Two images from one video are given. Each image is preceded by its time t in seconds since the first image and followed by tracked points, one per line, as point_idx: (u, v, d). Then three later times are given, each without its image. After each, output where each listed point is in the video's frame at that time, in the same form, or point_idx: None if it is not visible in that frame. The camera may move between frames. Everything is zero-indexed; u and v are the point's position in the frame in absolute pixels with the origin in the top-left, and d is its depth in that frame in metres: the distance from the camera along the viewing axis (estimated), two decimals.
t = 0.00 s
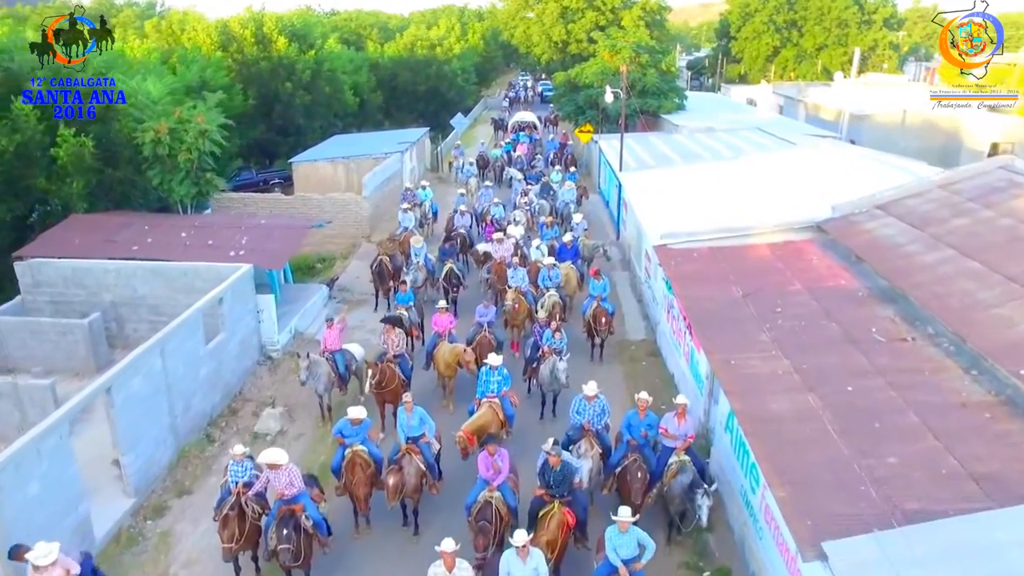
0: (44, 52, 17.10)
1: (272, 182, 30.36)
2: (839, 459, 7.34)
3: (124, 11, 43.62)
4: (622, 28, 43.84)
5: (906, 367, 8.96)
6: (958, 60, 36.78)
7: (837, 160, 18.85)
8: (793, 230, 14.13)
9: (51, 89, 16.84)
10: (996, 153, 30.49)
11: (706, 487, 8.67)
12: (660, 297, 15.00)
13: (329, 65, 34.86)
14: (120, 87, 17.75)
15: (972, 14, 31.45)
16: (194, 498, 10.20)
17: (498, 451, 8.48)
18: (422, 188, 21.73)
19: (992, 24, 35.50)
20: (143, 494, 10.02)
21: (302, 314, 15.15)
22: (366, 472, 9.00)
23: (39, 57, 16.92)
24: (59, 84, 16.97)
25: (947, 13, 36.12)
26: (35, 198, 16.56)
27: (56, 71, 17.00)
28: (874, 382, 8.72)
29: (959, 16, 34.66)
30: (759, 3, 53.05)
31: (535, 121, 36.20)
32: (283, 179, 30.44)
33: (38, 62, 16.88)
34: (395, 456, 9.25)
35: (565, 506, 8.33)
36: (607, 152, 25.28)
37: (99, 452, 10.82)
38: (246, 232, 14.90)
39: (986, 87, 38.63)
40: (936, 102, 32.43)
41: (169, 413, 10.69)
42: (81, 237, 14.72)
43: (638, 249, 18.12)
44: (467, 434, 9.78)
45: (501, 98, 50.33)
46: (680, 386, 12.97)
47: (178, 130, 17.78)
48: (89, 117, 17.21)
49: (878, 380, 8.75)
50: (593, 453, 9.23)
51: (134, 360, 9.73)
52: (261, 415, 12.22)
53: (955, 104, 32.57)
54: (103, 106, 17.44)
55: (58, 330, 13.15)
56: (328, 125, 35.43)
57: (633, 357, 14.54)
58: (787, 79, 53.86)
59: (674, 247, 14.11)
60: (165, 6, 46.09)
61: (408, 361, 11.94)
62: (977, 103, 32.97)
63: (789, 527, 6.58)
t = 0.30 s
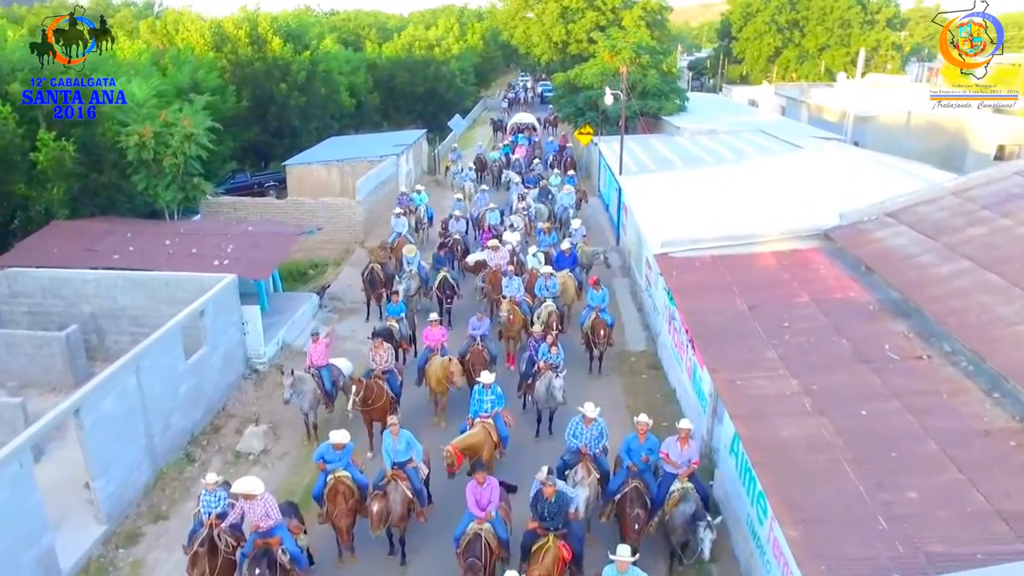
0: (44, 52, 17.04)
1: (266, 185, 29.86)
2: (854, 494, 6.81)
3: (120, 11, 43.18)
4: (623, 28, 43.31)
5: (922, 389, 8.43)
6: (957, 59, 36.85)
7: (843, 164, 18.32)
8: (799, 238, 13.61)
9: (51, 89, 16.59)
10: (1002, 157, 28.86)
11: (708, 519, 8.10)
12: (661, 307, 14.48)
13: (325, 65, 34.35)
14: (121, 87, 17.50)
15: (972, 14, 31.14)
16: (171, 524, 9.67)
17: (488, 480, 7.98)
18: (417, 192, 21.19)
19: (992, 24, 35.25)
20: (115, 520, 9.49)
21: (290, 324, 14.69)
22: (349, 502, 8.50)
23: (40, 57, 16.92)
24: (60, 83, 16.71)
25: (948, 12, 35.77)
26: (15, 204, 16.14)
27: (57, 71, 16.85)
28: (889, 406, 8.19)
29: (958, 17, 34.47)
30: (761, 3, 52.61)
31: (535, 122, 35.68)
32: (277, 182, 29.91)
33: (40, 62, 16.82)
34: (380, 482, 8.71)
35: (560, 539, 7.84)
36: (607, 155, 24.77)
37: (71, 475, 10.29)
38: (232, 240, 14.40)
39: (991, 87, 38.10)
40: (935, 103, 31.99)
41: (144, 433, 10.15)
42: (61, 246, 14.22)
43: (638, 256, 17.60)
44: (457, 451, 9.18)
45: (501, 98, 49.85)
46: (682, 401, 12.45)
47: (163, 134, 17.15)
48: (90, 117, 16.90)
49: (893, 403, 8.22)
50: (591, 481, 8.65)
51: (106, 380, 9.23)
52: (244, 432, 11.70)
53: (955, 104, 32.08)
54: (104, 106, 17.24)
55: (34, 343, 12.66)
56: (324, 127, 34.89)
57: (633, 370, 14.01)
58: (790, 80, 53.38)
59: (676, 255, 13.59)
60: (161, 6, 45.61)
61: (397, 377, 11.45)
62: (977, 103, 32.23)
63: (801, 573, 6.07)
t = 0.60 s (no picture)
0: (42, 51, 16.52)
1: (262, 187, 29.47)
2: (866, 529, 6.36)
3: (116, 11, 42.82)
4: (624, 28, 42.85)
5: (937, 411, 7.99)
6: (957, 60, 36.68)
7: (849, 168, 17.86)
8: (804, 246, 13.18)
9: (51, 88, 16.14)
10: (1008, 160, 28.05)
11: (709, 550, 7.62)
12: (661, 316, 14.04)
13: (321, 66, 33.94)
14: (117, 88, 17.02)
15: (973, 14, 30.81)
16: (147, 548, 9.22)
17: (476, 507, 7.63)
18: (412, 196, 20.76)
19: (992, 24, 34.99)
20: (89, 545, 9.03)
21: (279, 335, 14.23)
22: (330, 530, 8.04)
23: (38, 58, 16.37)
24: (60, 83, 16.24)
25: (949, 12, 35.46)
26: None
27: (59, 71, 16.34)
28: (902, 428, 7.75)
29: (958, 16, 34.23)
30: (763, 4, 52.23)
31: (534, 124, 35.24)
32: (273, 184, 29.53)
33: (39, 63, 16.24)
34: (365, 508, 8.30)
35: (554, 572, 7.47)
36: (606, 158, 24.32)
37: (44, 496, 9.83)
38: (219, 248, 13.98)
39: (995, 87, 37.67)
40: (935, 102, 31.29)
41: (122, 453, 9.70)
42: (43, 254, 13.82)
43: (638, 262, 17.15)
44: (448, 470, 8.62)
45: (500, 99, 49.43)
46: (682, 416, 12.00)
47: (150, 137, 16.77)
48: (90, 117, 16.51)
49: (906, 426, 7.78)
50: (586, 507, 8.24)
51: (79, 399, 8.77)
52: (227, 449, 11.25)
53: (955, 103, 31.14)
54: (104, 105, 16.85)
55: (12, 356, 12.24)
56: (319, 129, 34.51)
57: (632, 382, 13.56)
58: (791, 81, 52.96)
59: (677, 264, 13.16)
60: (158, 7, 45.20)
61: (386, 394, 11.03)
62: (977, 103, 31.26)
63: None
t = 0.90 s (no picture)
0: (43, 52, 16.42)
1: (260, 189, 28.87)
2: (874, 557, 6.05)
3: (114, 11, 42.59)
4: (625, 29, 42.51)
5: (947, 427, 7.68)
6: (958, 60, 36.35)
7: (853, 171, 17.56)
8: (808, 252, 12.88)
9: (50, 88, 16.01)
10: (1013, 161, 28.59)
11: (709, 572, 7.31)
12: (660, 324, 13.75)
13: (319, 66, 33.63)
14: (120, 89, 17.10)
15: (973, 14, 30.66)
16: (129, 565, 8.90)
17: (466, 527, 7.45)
18: (408, 199, 20.44)
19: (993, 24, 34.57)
20: (68, 565, 8.71)
21: (270, 342, 13.92)
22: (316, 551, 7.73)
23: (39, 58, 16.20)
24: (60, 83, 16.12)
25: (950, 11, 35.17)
26: None
27: (59, 71, 16.21)
28: (910, 447, 7.43)
29: (959, 16, 34.00)
30: (765, 4, 51.94)
31: (534, 125, 34.94)
32: (270, 185, 28.91)
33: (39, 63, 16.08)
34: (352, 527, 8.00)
35: None
36: (607, 159, 24.03)
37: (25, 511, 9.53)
38: (209, 253, 13.70)
39: (998, 87, 37.40)
40: (935, 102, 31.12)
41: (103, 467, 9.40)
42: (30, 259, 13.53)
43: (637, 267, 16.87)
44: (443, 486, 8.24)
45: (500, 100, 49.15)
46: (682, 428, 11.69)
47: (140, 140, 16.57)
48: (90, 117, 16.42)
49: (915, 444, 7.46)
50: (581, 527, 7.91)
51: (56, 414, 8.46)
52: (215, 461, 10.95)
53: (954, 104, 30.94)
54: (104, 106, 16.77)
55: None
56: (318, 130, 34.24)
57: (630, 391, 13.25)
58: (793, 81, 52.64)
59: (678, 270, 12.87)
60: (157, 7, 44.93)
61: (377, 405, 10.72)
62: (977, 103, 30.81)
63: None
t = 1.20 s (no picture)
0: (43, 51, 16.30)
1: (257, 189, 28.46)
2: None
3: (113, 10, 42.48)
4: (626, 29, 42.25)
5: (955, 443, 7.40)
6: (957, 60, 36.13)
7: (856, 174, 17.27)
8: (810, 256, 12.59)
9: (51, 88, 15.88)
10: (1017, 162, 28.20)
11: None
12: (659, 330, 13.48)
13: (317, 67, 33.36)
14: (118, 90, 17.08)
15: (972, 14, 30.57)
16: None
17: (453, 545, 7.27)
18: (405, 201, 20.05)
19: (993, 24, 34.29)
20: None
21: (262, 348, 13.66)
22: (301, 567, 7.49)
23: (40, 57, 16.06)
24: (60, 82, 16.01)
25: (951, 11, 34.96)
26: None
27: (56, 71, 16.08)
28: (917, 463, 7.15)
29: (960, 16, 33.79)
30: (766, 4, 51.73)
31: (534, 126, 34.68)
32: (268, 186, 28.51)
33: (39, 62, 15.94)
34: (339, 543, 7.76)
35: None
36: (606, 161, 23.79)
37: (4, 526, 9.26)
38: (199, 258, 13.44)
39: (1000, 88, 37.17)
40: (935, 103, 31.08)
41: (85, 480, 9.13)
42: (17, 264, 13.28)
43: (636, 271, 16.60)
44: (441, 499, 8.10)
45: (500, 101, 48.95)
46: (682, 438, 11.40)
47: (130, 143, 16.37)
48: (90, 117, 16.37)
49: (922, 460, 7.18)
50: (574, 546, 7.68)
51: (34, 426, 8.19)
52: (202, 472, 10.67)
53: (954, 104, 31.01)
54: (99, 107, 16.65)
55: None
56: (316, 130, 34.02)
57: (629, 399, 12.97)
58: (795, 81, 52.43)
59: (677, 275, 12.61)
60: (157, 7, 44.72)
61: (368, 415, 10.45)
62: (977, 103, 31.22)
63: None
